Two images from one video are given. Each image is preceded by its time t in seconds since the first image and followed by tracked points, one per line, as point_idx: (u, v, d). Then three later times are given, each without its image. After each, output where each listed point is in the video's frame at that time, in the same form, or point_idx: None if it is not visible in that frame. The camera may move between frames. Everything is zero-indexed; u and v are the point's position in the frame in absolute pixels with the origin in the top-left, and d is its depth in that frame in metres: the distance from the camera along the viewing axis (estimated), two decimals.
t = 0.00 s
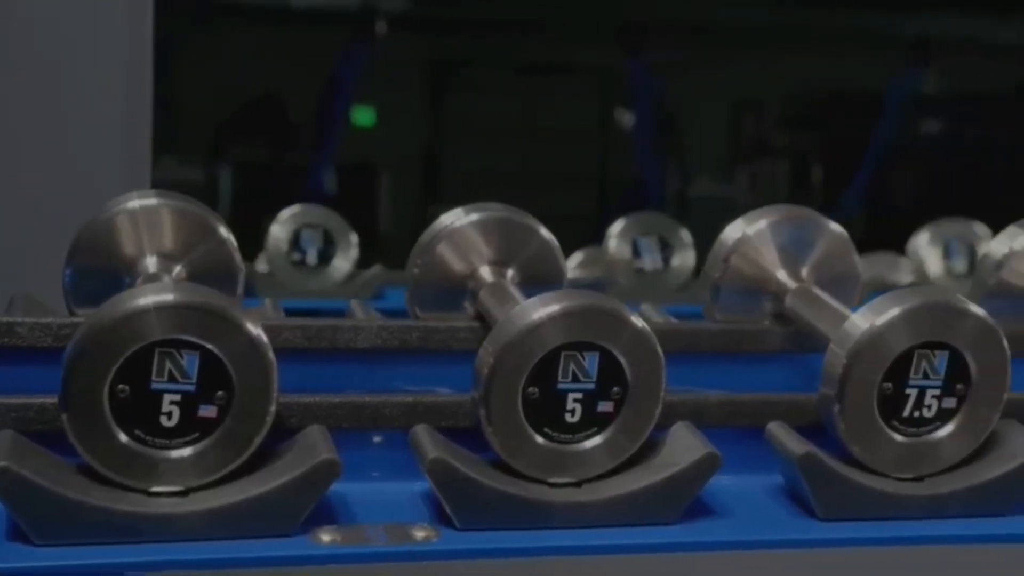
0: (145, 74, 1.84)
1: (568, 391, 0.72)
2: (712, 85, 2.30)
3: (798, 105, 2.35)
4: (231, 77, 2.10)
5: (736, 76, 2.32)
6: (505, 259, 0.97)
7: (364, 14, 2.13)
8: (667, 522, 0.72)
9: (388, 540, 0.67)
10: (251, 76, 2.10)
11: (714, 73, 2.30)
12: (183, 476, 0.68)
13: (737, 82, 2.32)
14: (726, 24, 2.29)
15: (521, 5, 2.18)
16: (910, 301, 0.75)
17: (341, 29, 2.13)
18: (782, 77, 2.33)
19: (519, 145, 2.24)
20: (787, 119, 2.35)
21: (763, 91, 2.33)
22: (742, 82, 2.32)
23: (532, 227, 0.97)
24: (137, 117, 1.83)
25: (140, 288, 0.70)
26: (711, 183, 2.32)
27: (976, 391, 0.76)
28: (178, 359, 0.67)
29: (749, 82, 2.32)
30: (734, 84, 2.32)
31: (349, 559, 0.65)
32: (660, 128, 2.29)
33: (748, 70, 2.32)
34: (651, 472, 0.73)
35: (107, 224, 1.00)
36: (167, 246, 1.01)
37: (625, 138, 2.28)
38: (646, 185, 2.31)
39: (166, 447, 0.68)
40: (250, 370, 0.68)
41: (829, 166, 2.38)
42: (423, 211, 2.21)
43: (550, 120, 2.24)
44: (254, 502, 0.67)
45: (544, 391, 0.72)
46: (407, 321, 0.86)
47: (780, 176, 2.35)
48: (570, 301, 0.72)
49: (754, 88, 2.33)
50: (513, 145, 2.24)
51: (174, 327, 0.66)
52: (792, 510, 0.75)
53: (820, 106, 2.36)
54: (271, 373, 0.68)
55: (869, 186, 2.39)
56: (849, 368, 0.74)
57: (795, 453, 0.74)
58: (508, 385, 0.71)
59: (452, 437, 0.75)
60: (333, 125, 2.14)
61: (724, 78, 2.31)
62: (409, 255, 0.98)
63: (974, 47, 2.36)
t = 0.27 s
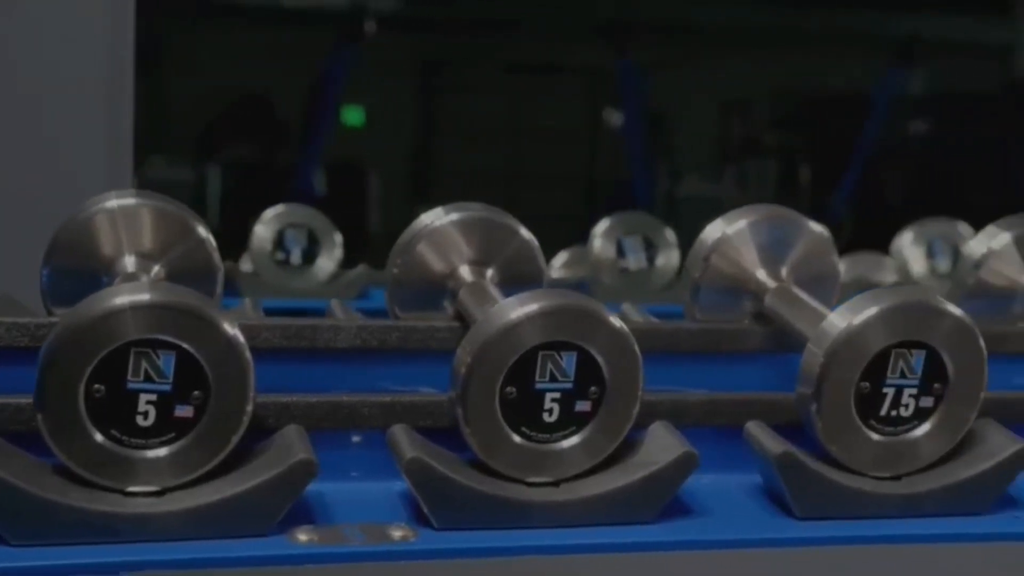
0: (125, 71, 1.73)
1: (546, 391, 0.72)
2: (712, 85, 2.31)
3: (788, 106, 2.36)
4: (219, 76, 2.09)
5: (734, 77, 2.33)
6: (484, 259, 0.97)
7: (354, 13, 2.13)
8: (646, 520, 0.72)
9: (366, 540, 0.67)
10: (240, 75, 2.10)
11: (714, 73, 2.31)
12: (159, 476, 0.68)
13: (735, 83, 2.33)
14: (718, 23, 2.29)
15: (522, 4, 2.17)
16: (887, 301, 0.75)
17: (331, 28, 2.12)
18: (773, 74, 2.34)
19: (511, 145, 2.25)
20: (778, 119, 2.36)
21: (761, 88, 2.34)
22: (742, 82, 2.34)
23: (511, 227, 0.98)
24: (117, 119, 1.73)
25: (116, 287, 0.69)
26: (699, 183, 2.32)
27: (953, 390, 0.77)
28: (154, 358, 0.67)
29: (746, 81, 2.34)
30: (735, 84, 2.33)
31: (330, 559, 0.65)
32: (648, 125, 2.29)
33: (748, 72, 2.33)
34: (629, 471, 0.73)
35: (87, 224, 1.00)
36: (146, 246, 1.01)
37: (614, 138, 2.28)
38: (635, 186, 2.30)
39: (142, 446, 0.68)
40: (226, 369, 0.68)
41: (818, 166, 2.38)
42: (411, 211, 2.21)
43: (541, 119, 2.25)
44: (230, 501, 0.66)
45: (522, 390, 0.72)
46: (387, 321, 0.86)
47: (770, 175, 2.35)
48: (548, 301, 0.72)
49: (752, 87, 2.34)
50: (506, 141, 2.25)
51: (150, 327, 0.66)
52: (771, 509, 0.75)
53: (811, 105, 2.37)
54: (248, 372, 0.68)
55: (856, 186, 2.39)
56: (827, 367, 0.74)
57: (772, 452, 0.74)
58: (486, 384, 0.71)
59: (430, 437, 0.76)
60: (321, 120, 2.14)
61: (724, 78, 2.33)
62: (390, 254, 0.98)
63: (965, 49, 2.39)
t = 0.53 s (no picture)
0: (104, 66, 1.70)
1: (521, 389, 0.72)
2: (713, 84, 2.39)
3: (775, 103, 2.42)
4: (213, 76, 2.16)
5: (735, 78, 2.41)
6: (462, 257, 0.98)
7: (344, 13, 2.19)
8: (622, 517, 0.72)
9: (339, 538, 0.67)
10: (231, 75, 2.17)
11: (713, 73, 2.40)
12: (132, 474, 0.68)
13: (735, 83, 2.40)
14: (708, 24, 2.38)
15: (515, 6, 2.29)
16: (862, 298, 0.75)
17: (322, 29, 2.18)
18: (773, 76, 2.42)
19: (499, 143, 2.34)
20: (761, 118, 2.41)
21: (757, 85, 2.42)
22: (742, 82, 2.41)
23: (488, 226, 0.98)
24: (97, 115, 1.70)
25: (89, 285, 0.69)
26: (687, 181, 2.35)
27: (927, 387, 0.77)
28: (127, 356, 0.67)
29: (748, 80, 2.41)
30: (735, 84, 2.40)
31: (303, 557, 0.64)
32: (637, 125, 2.35)
33: (748, 72, 2.41)
34: (604, 468, 0.73)
35: (63, 222, 1.00)
36: (122, 244, 1.01)
37: (600, 137, 2.33)
38: (622, 184, 2.33)
39: (114, 445, 0.67)
40: (200, 368, 0.67)
41: (804, 166, 2.44)
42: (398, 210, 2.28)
43: (531, 119, 2.33)
44: (203, 499, 0.66)
45: (497, 388, 0.72)
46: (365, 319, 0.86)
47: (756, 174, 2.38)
48: (522, 299, 0.72)
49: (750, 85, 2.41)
50: (489, 142, 2.33)
51: (124, 325, 0.66)
52: (747, 506, 0.75)
53: (797, 103, 2.44)
54: (222, 371, 0.68)
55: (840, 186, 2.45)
56: (801, 364, 0.74)
57: (746, 449, 0.75)
58: (459, 382, 0.71)
59: (406, 434, 0.76)
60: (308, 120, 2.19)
61: (724, 78, 2.40)
62: (368, 251, 1.00)
63: (934, 48, 2.51)
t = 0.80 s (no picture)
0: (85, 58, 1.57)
1: (503, 388, 0.72)
2: (713, 85, 2.33)
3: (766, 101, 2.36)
4: (197, 74, 2.07)
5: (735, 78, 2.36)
6: (446, 256, 0.99)
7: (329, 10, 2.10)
8: (604, 517, 0.72)
9: (320, 538, 0.67)
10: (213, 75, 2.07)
11: (714, 74, 2.34)
12: (113, 474, 0.67)
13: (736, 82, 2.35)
14: (704, 24, 2.32)
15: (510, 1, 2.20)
16: (845, 297, 0.75)
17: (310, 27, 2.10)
18: (773, 76, 2.36)
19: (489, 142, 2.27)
20: (755, 117, 2.36)
21: (756, 85, 2.36)
22: (742, 82, 2.35)
23: (472, 225, 0.99)
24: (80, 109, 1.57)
25: (70, 286, 0.69)
26: (678, 181, 2.31)
27: (909, 386, 0.77)
28: (107, 356, 0.67)
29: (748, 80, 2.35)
30: (735, 84, 2.35)
31: (282, 557, 0.64)
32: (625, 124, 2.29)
33: (748, 73, 2.35)
34: (586, 468, 0.73)
35: (46, 222, 1.00)
36: (105, 244, 1.01)
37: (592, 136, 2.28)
38: (611, 184, 2.30)
39: (95, 445, 0.67)
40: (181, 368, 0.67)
41: (794, 165, 2.37)
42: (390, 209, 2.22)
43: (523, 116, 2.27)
44: (184, 499, 0.66)
45: (479, 388, 0.72)
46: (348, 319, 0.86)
47: (748, 175, 2.35)
48: (504, 298, 0.72)
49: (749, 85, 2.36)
50: (483, 140, 2.27)
51: (104, 325, 0.66)
52: (729, 505, 0.75)
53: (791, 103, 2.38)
54: (203, 371, 0.68)
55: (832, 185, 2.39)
56: (783, 363, 0.75)
57: (727, 448, 0.75)
58: (441, 382, 0.71)
59: (388, 434, 0.76)
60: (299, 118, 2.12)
61: (724, 79, 2.35)
62: (351, 251, 1.00)
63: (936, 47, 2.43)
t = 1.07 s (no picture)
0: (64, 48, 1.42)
1: (481, 388, 0.72)
2: (713, 84, 2.45)
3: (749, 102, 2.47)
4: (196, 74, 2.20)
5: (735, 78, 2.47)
6: (426, 256, 0.99)
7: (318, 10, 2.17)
8: (582, 517, 0.72)
9: (300, 538, 0.67)
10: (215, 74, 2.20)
11: (714, 74, 2.45)
12: (89, 474, 0.67)
13: (736, 82, 2.46)
14: (692, 25, 2.43)
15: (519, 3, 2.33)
16: (823, 296, 0.76)
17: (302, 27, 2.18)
18: (773, 76, 2.48)
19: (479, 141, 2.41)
20: (738, 118, 2.47)
21: (756, 85, 2.47)
22: (742, 82, 2.46)
23: (452, 226, 0.99)
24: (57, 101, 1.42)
25: (47, 285, 0.69)
26: (667, 181, 2.38)
27: (887, 386, 0.78)
28: (83, 356, 0.66)
29: (747, 80, 2.46)
30: (736, 85, 2.46)
31: (262, 557, 0.64)
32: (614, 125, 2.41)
33: (748, 72, 2.46)
34: (565, 468, 0.74)
35: (23, 221, 0.99)
36: (83, 244, 1.01)
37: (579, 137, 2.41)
38: (600, 184, 2.40)
39: (71, 445, 0.67)
40: (158, 367, 0.67)
41: (781, 164, 2.46)
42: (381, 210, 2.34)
43: (510, 116, 2.40)
44: (163, 500, 0.66)
45: (457, 388, 0.72)
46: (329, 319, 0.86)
47: (735, 176, 2.41)
48: (482, 298, 0.72)
49: (749, 85, 2.47)
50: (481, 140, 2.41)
51: (81, 325, 0.66)
52: (708, 505, 0.76)
53: (776, 103, 2.48)
54: (180, 371, 0.68)
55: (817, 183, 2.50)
56: (761, 363, 0.75)
57: (707, 448, 0.75)
58: (419, 383, 0.71)
59: (366, 434, 0.76)
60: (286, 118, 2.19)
61: (724, 79, 2.46)
62: (331, 251, 1.01)
63: (915, 49, 2.54)
